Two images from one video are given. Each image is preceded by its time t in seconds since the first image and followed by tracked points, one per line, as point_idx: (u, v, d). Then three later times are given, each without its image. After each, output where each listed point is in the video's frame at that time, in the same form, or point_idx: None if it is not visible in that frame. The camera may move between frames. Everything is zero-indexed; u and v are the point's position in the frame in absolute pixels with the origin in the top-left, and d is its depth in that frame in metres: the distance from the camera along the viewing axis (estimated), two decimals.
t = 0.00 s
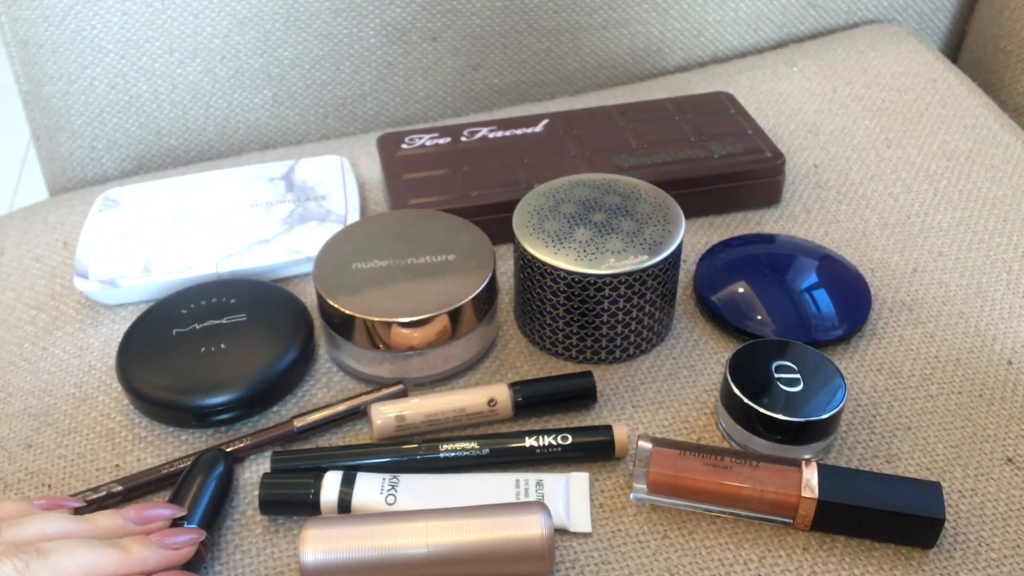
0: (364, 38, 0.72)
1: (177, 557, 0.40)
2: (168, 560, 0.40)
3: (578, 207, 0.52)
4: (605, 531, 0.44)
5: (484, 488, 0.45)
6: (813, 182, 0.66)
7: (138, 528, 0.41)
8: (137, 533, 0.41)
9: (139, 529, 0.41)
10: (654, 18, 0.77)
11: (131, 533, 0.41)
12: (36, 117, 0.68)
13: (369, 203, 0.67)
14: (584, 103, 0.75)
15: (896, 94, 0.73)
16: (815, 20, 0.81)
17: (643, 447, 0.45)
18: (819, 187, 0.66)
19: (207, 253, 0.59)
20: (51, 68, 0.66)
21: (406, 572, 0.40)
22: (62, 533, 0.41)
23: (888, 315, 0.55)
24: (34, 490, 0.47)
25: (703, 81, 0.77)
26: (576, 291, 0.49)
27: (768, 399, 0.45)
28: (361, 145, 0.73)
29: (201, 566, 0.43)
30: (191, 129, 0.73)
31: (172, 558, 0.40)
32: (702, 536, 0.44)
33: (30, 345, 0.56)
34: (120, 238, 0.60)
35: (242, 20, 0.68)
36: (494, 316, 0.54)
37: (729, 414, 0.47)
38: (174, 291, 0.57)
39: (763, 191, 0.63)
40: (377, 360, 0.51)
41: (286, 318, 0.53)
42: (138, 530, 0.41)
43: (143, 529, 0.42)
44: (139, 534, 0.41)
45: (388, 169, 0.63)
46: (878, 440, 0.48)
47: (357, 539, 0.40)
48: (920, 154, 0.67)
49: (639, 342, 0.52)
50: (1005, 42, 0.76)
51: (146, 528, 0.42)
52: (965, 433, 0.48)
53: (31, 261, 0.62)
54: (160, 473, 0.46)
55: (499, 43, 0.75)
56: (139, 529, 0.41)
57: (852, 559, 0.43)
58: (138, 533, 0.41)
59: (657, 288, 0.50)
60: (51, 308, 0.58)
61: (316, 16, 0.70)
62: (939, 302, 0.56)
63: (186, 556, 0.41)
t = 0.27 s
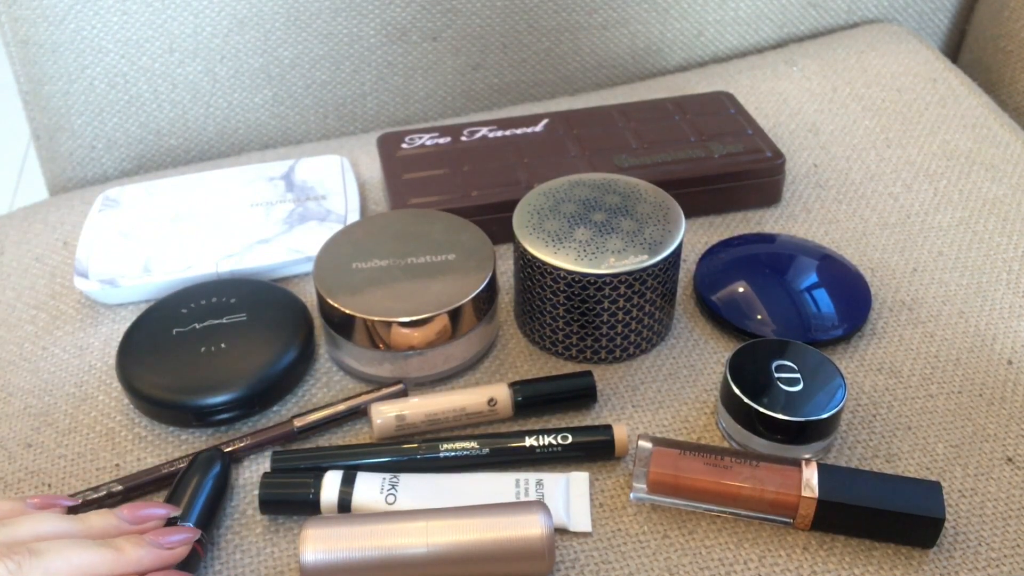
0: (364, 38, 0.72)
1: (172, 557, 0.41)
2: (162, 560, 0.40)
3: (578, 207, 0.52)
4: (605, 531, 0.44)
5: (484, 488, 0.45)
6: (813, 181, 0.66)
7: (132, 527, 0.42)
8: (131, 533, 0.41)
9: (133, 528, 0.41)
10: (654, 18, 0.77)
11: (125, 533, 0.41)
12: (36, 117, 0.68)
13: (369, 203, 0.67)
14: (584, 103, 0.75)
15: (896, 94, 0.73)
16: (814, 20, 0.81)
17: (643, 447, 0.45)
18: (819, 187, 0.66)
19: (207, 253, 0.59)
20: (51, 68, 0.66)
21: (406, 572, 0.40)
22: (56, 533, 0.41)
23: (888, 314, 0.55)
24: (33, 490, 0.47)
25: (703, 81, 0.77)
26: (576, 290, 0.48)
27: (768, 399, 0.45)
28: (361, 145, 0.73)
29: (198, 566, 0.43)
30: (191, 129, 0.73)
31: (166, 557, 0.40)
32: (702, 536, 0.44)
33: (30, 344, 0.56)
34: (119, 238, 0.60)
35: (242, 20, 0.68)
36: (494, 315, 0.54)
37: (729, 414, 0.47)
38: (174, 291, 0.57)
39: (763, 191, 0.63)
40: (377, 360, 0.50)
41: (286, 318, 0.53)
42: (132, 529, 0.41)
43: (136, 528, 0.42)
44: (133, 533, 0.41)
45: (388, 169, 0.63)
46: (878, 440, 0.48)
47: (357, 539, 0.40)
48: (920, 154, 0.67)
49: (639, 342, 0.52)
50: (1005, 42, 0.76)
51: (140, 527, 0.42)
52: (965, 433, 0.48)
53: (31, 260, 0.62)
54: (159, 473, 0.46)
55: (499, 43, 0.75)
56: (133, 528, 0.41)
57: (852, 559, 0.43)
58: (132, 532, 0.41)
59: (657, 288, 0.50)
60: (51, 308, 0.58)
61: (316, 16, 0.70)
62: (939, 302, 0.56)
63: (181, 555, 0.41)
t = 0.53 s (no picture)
0: (364, 38, 0.72)
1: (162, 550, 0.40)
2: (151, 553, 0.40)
3: (578, 207, 0.52)
4: (605, 531, 0.44)
5: (484, 488, 0.45)
6: (813, 181, 0.66)
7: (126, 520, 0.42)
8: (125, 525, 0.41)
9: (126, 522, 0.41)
10: (654, 18, 0.77)
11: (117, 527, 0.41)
12: (36, 117, 0.68)
13: (369, 203, 0.67)
14: (584, 103, 0.75)
15: (896, 94, 0.73)
16: (814, 20, 0.81)
17: (643, 447, 0.45)
18: (819, 187, 0.66)
19: (207, 253, 0.59)
20: (51, 68, 0.66)
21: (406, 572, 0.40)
22: (31, 508, 0.41)
23: (888, 314, 0.55)
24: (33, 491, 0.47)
25: (703, 81, 0.77)
26: (575, 291, 0.49)
27: (768, 399, 0.45)
28: (361, 145, 0.73)
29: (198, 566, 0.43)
30: (191, 129, 0.73)
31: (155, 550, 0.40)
32: (702, 536, 0.44)
33: (30, 345, 0.56)
34: (120, 238, 0.60)
35: (242, 20, 0.68)
36: (494, 316, 0.54)
37: (729, 415, 0.47)
38: (174, 291, 0.57)
39: (763, 191, 0.63)
40: (377, 360, 0.51)
41: (286, 318, 0.53)
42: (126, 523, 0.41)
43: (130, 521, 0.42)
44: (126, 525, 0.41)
45: (388, 170, 0.63)
46: (878, 440, 0.48)
47: (358, 539, 0.40)
48: (920, 154, 0.67)
49: (639, 342, 0.52)
50: (1005, 42, 0.76)
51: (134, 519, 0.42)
52: (965, 433, 0.48)
53: (31, 261, 0.62)
54: (160, 474, 0.46)
55: (499, 43, 0.75)
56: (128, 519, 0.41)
57: (852, 559, 0.43)
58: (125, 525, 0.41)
59: (657, 288, 0.50)
60: (51, 308, 0.58)
61: (316, 16, 0.70)
62: (939, 302, 0.56)
63: (179, 556, 0.41)
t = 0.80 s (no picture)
0: (364, 38, 0.72)
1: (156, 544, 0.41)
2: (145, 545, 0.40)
3: (578, 207, 0.52)
4: (605, 531, 0.44)
5: (484, 488, 0.45)
6: (813, 181, 0.66)
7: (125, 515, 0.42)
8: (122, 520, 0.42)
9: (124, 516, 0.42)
10: (654, 18, 0.77)
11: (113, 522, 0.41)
12: (36, 117, 0.68)
13: (369, 203, 0.67)
14: (584, 103, 0.75)
15: (896, 94, 0.73)
16: (814, 20, 0.81)
17: (643, 447, 0.45)
18: (819, 187, 0.66)
19: (207, 253, 0.59)
20: (51, 68, 0.66)
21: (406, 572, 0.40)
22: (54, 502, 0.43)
23: (888, 314, 0.55)
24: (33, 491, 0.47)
25: (703, 81, 0.77)
26: (576, 290, 0.48)
27: (768, 399, 0.45)
28: (361, 145, 0.73)
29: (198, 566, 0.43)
30: (191, 129, 0.73)
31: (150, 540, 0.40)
32: (702, 536, 0.44)
33: (30, 345, 0.56)
34: (120, 238, 0.60)
35: (242, 20, 0.68)
36: (494, 316, 0.54)
37: (729, 415, 0.47)
38: (174, 291, 0.57)
39: (763, 191, 0.63)
40: (377, 360, 0.50)
41: (286, 318, 0.53)
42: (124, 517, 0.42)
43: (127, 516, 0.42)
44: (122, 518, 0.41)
45: (388, 170, 0.63)
46: (878, 440, 0.48)
47: (358, 539, 0.40)
48: (920, 154, 0.67)
49: (639, 342, 0.52)
50: (1005, 42, 0.76)
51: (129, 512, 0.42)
52: (965, 433, 0.48)
53: (31, 261, 0.62)
54: (159, 473, 0.46)
55: (499, 43, 0.75)
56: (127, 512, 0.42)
57: (852, 559, 0.43)
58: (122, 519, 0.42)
59: (657, 288, 0.50)
60: (51, 308, 0.58)
61: (316, 16, 0.70)
62: (939, 302, 0.56)
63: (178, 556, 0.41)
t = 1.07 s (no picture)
0: (364, 38, 0.72)
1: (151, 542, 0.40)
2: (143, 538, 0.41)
3: (578, 207, 0.52)
4: (605, 531, 0.44)
5: (484, 488, 0.45)
6: (813, 181, 0.66)
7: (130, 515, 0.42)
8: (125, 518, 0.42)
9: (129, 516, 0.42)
10: (654, 18, 0.77)
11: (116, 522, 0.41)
12: (36, 117, 0.68)
13: (369, 203, 0.67)
14: (584, 102, 0.75)
15: (896, 94, 0.73)
16: (814, 20, 0.81)
17: (643, 447, 0.45)
18: (819, 187, 0.66)
19: (207, 253, 0.59)
20: (51, 68, 0.66)
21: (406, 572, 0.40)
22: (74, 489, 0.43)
23: (888, 315, 0.55)
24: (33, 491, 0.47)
25: (703, 81, 0.77)
26: (575, 291, 0.49)
27: (768, 399, 0.45)
28: (361, 145, 0.73)
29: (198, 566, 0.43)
30: (191, 129, 0.73)
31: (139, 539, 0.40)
32: (702, 536, 0.44)
33: (30, 344, 0.56)
34: (120, 238, 0.60)
35: (242, 20, 0.68)
36: (494, 316, 0.54)
37: (729, 415, 0.47)
38: (174, 291, 0.57)
39: (762, 191, 0.63)
40: (377, 360, 0.50)
41: (286, 318, 0.53)
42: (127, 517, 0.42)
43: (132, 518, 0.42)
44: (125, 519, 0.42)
45: (388, 170, 0.63)
46: (878, 440, 0.48)
47: (358, 539, 0.40)
48: (920, 154, 0.67)
49: (639, 342, 0.52)
50: (1005, 42, 0.76)
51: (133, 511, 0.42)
52: (965, 433, 0.48)
53: (31, 261, 0.62)
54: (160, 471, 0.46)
55: (499, 43, 0.75)
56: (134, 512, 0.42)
57: (852, 559, 0.43)
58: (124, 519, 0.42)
59: (657, 288, 0.50)
60: (51, 308, 0.58)
61: (316, 16, 0.70)
62: (939, 302, 0.56)
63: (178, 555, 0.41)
